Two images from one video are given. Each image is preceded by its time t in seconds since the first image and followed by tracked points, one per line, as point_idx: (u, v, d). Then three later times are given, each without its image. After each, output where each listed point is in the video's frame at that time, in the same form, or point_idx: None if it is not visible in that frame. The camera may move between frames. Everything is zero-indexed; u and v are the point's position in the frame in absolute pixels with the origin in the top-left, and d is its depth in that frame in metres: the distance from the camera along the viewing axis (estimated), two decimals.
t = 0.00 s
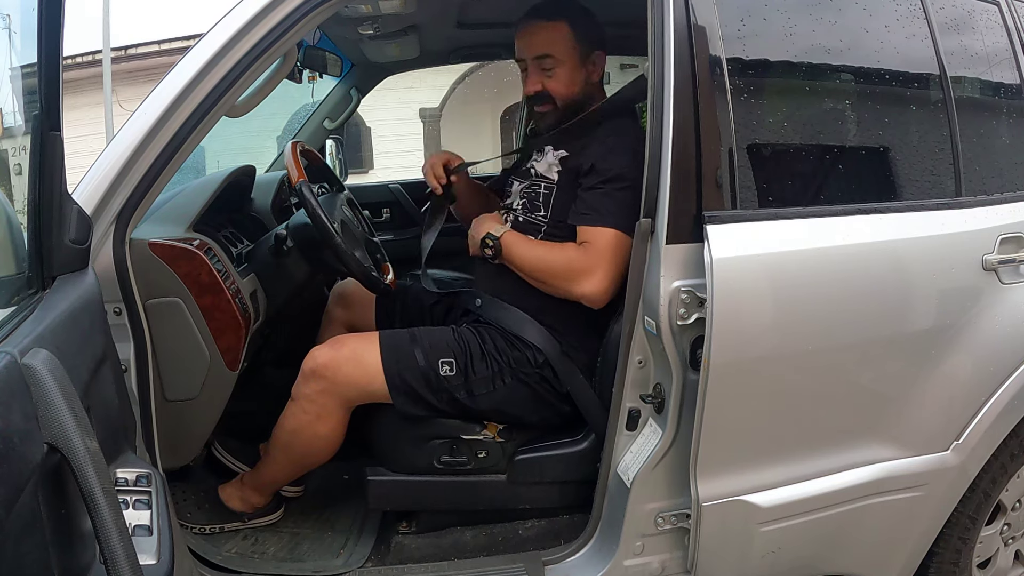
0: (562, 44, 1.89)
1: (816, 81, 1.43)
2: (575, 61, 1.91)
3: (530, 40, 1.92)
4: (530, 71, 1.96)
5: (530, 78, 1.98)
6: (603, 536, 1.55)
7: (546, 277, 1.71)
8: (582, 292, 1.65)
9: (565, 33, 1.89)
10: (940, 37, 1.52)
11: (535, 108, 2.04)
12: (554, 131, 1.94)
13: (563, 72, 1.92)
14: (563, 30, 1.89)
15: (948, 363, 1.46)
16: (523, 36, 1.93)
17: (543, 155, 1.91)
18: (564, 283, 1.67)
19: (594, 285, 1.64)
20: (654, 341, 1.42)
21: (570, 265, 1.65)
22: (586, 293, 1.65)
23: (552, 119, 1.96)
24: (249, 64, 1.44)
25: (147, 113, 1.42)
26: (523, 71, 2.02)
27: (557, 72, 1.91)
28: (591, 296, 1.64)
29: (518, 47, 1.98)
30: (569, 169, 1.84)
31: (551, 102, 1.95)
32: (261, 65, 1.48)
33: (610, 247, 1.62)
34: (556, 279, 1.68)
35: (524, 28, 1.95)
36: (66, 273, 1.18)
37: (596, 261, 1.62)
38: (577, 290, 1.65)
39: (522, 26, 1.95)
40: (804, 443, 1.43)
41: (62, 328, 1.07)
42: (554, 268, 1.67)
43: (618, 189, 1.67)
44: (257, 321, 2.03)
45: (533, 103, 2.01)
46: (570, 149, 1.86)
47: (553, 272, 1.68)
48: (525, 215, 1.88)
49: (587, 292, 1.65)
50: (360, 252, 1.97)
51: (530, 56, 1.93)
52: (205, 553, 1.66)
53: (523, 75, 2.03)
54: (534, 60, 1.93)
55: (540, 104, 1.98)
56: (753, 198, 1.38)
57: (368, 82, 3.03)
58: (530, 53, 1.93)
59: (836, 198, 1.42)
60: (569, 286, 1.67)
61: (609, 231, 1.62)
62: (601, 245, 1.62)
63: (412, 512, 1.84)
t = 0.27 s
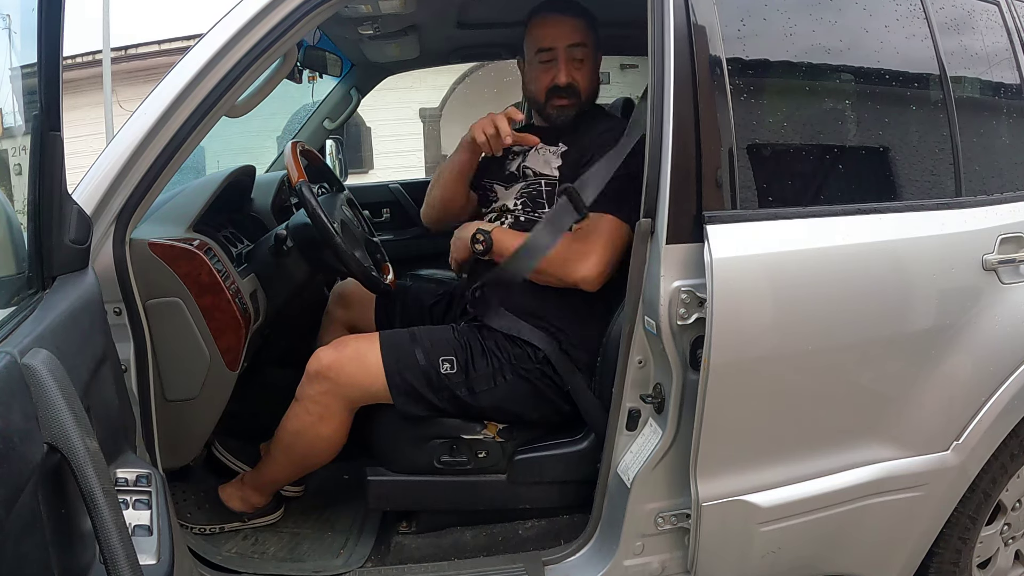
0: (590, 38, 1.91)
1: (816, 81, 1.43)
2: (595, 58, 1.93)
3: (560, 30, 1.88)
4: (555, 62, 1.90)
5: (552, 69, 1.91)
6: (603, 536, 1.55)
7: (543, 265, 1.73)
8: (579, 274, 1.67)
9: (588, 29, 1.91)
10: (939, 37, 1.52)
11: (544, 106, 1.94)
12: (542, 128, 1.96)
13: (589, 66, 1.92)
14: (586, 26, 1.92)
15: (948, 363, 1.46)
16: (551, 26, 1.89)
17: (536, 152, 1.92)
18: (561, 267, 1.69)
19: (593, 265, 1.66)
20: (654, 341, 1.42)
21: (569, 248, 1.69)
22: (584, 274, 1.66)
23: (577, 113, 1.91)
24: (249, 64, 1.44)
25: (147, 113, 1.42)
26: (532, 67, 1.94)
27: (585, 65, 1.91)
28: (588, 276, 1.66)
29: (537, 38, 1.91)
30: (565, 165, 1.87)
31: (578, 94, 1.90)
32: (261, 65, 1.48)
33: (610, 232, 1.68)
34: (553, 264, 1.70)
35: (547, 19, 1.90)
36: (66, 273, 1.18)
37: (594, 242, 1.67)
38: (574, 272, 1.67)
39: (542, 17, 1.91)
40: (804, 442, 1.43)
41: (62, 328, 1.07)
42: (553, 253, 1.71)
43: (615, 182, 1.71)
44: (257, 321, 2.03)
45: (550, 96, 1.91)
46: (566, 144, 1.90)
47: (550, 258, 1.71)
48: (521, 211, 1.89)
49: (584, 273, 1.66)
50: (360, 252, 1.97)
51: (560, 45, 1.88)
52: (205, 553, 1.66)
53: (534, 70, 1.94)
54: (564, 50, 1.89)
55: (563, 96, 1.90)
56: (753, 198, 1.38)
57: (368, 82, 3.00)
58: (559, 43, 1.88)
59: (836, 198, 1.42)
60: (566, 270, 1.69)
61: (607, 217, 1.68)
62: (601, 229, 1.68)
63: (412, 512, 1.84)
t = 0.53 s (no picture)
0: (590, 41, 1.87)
1: (816, 81, 1.43)
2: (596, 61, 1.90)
3: (558, 36, 1.85)
4: (555, 69, 1.87)
5: (552, 77, 1.88)
6: (603, 536, 1.55)
7: (518, 268, 1.70)
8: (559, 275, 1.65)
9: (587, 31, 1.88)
10: (940, 37, 1.52)
11: (547, 113, 1.92)
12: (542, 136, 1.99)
13: (591, 70, 1.89)
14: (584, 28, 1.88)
15: (948, 363, 1.46)
16: (548, 33, 1.86)
17: (538, 155, 1.93)
18: (539, 269, 1.66)
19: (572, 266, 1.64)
20: (654, 341, 1.42)
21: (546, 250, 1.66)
22: (564, 275, 1.65)
23: (581, 119, 1.88)
24: (249, 64, 1.44)
25: (146, 113, 1.42)
26: (532, 75, 1.92)
27: (587, 69, 1.88)
28: (569, 277, 1.65)
29: (535, 46, 1.88)
30: (564, 167, 1.86)
31: (581, 100, 1.88)
32: (261, 64, 1.48)
33: (589, 232, 1.63)
34: (530, 266, 1.67)
35: (544, 26, 1.87)
36: (66, 273, 1.18)
37: (574, 242, 1.63)
38: (554, 273, 1.65)
39: (539, 24, 1.88)
40: (804, 443, 1.43)
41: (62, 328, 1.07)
42: (529, 255, 1.67)
43: (615, 180, 1.67)
44: (257, 321, 2.03)
45: (552, 104, 1.89)
46: (565, 146, 1.89)
47: (526, 259, 1.68)
48: (520, 213, 1.88)
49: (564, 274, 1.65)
50: (360, 251, 1.97)
51: (560, 52, 1.85)
52: (205, 553, 1.66)
53: (535, 79, 1.92)
54: (564, 56, 1.86)
55: (565, 103, 1.87)
56: (753, 198, 1.38)
57: (368, 81, 2.99)
58: (558, 49, 1.85)
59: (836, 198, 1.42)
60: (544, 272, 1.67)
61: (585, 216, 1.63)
62: (580, 229, 1.63)
63: (412, 512, 1.84)
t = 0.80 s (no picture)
0: (590, 45, 1.78)
1: (816, 81, 1.43)
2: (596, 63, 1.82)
3: (556, 42, 1.76)
4: (553, 77, 1.80)
5: (550, 85, 1.81)
6: (603, 536, 1.55)
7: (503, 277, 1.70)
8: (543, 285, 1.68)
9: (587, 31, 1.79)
10: (940, 38, 1.52)
11: (545, 121, 1.86)
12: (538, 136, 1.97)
13: (591, 75, 1.81)
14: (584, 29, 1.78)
15: (948, 364, 1.46)
16: (545, 38, 1.77)
17: (533, 158, 1.92)
18: (525, 279, 1.68)
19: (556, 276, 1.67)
20: (654, 341, 1.42)
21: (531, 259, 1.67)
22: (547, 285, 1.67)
23: (579, 127, 1.83)
24: (249, 64, 1.44)
25: (146, 113, 1.42)
26: (529, 81, 1.85)
27: (586, 75, 1.80)
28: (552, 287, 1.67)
29: (533, 51, 1.79)
30: (561, 169, 1.85)
31: (580, 108, 1.82)
32: (261, 65, 1.48)
33: (579, 240, 1.64)
34: (513, 275, 1.68)
35: (541, 30, 1.77)
36: (66, 273, 1.18)
37: (561, 252, 1.65)
38: (542, 283, 1.67)
39: (536, 27, 1.78)
40: (804, 442, 1.43)
41: (62, 328, 1.07)
42: (513, 264, 1.68)
43: (610, 189, 1.67)
44: (257, 321, 2.03)
45: (551, 113, 1.83)
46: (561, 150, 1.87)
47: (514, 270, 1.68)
48: (515, 218, 1.88)
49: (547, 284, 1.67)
50: (360, 250, 1.95)
51: (559, 58, 1.77)
52: (205, 553, 1.66)
53: (532, 84, 1.85)
54: (563, 63, 1.77)
55: (564, 111, 1.82)
56: (753, 198, 1.38)
57: (368, 81, 2.99)
58: (557, 55, 1.77)
59: (836, 198, 1.42)
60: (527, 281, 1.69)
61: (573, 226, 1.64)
62: (568, 239, 1.64)
63: (412, 512, 1.84)
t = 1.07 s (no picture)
0: (581, 55, 1.71)
1: (816, 81, 1.43)
2: (589, 72, 1.75)
3: (543, 58, 1.69)
4: (543, 91, 1.74)
5: (541, 99, 1.76)
6: (603, 536, 1.55)
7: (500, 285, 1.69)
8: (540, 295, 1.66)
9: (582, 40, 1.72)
10: (940, 38, 1.52)
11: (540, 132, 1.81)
12: (534, 138, 1.95)
13: (584, 85, 1.75)
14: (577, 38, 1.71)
15: (948, 364, 1.46)
16: (531, 54, 1.70)
17: (530, 163, 1.91)
18: (523, 288, 1.67)
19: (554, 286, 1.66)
20: (654, 341, 1.42)
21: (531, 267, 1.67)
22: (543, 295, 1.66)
23: (576, 137, 1.79)
24: (249, 64, 1.44)
25: (146, 113, 1.42)
26: (520, 94, 1.79)
27: (578, 87, 1.74)
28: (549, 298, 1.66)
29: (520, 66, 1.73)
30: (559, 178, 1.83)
31: (575, 120, 1.76)
32: (261, 65, 1.48)
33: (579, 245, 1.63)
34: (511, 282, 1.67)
35: (527, 44, 1.70)
36: (66, 273, 1.18)
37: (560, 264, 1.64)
38: (539, 293, 1.66)
39: (521, 41, 1.71)
40: (804, 442, 1.43)
41: (62, 328, 1.07)
42: (512, 272, 1.67)
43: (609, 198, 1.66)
44: (257, 321, 2.02)
45: (545, 126, 1.78)
46: (558, 158, 1.85)
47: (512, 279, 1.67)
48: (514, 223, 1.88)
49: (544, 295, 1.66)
50: (361, 250, 1.95)
51: (546, 74, 1.71)
52: (205, 553, 1.66)
53: (523, 98, 1.79)
54: (552, 78, 1.71)
55: (557, 124, 1.77)
56: (753, 198, 1.38)
57: (368, 81, 2.98)
58: (545, 69, 1.70)
59: (836, 198, 1.42)
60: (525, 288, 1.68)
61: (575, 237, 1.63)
62: (568, 251, 1.63)
63: (412, 512, 1.84)
